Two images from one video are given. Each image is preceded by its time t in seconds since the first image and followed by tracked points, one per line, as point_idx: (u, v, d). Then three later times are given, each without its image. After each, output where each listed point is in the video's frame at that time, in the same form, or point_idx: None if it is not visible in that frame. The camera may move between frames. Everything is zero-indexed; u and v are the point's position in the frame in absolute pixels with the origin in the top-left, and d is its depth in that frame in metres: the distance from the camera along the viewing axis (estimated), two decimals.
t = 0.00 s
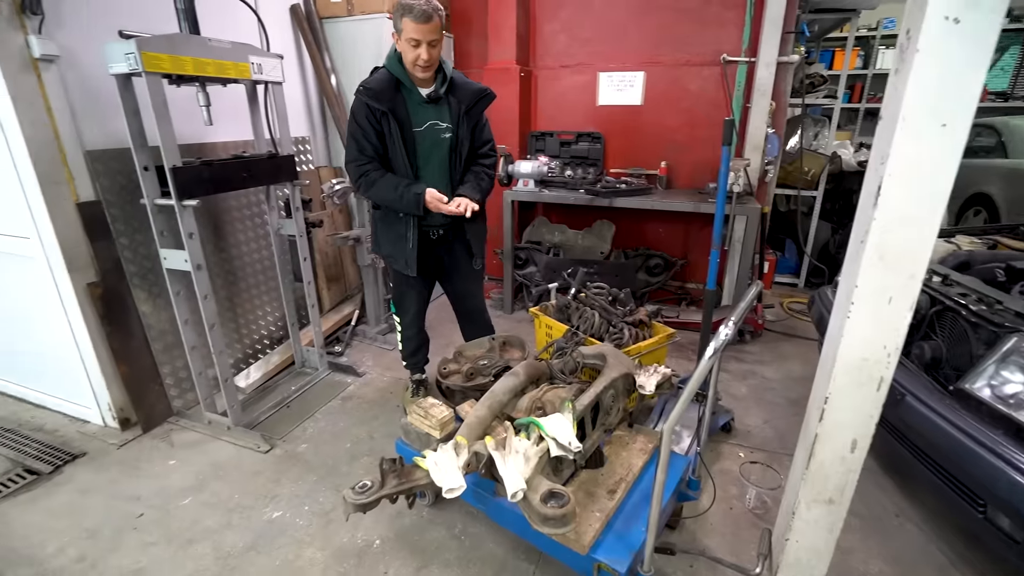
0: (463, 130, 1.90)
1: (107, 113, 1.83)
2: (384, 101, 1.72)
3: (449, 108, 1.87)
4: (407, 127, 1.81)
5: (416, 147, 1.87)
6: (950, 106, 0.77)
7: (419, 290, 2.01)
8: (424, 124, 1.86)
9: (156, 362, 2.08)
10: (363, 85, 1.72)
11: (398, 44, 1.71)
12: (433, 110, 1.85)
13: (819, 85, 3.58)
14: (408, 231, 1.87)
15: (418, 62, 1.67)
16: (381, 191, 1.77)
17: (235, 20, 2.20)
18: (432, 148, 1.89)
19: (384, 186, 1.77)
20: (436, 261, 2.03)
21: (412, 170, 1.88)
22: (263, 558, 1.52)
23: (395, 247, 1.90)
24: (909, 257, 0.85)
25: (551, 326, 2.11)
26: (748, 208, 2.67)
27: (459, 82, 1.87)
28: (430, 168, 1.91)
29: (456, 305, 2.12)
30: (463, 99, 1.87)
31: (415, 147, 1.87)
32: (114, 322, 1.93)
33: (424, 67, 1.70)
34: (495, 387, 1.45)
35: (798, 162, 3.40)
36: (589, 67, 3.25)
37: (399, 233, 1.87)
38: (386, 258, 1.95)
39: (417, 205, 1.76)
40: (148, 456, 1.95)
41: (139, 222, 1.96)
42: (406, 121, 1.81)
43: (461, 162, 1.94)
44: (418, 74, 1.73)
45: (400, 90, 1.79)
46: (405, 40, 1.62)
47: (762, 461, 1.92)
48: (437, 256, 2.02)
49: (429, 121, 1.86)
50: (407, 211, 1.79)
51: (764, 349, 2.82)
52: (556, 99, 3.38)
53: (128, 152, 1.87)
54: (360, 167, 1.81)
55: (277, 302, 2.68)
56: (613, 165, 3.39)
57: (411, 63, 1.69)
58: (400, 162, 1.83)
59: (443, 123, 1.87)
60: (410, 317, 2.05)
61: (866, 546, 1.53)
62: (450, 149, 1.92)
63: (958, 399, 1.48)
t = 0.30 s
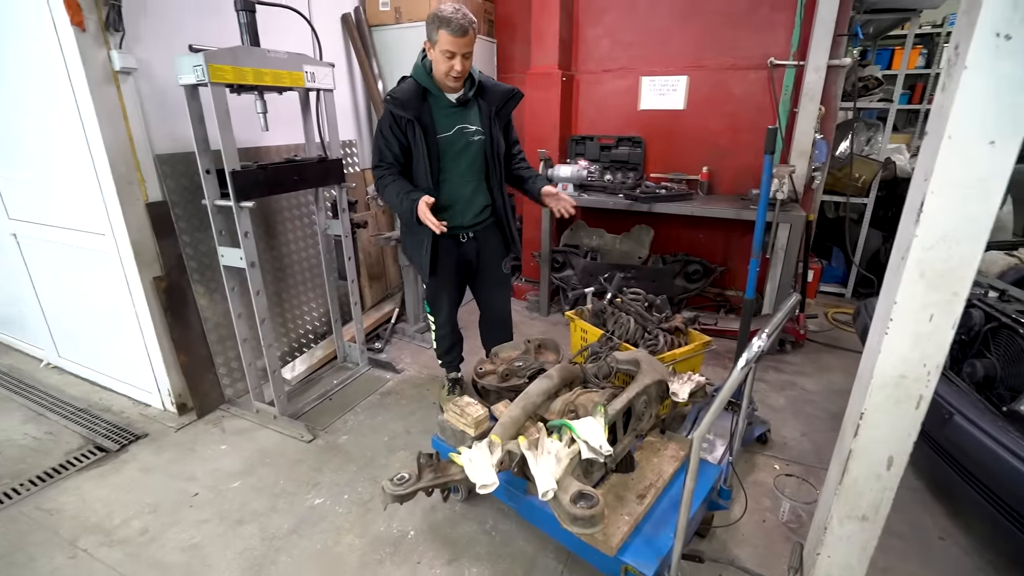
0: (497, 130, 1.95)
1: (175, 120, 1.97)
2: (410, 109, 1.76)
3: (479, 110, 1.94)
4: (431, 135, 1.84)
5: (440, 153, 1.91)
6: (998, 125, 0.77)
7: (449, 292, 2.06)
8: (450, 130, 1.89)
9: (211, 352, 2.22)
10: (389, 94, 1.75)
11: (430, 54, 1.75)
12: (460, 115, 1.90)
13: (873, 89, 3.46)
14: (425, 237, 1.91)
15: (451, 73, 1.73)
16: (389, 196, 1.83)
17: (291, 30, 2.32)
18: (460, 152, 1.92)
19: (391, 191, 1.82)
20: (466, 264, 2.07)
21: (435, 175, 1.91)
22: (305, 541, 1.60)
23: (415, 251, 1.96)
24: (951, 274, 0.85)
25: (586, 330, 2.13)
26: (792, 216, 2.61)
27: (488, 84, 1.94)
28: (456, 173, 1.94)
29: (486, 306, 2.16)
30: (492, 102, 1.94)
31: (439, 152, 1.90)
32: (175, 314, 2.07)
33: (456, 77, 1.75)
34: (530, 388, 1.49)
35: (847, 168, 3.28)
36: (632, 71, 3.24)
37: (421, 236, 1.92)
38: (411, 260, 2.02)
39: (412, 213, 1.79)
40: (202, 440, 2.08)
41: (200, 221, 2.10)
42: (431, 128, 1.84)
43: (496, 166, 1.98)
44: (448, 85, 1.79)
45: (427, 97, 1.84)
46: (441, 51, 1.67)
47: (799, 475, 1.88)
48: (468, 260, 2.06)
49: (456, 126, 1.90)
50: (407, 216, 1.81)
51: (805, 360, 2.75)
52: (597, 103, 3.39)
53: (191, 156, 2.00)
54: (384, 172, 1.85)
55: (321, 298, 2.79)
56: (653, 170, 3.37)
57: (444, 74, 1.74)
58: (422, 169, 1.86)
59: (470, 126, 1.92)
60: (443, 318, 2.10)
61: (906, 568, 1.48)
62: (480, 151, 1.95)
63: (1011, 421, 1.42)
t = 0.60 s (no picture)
0: (511, 142, 2.00)
1: (202, 135, 2.04)
2: (426, 123, 1.80)
3: (491, 124, 1.98)
4: (447, 147, 1.87)
5: (456, 165, 1.94)
6: (1008, 148, 0.78)
7: (466, 303, 2.08)
8: (465, 143, 1.93)
9: (231, 360, 2.27)
10: (406, 110, 1.80)
11: (447, 71, 1.79)
12: (474, 128, 1.93)
13: (891, 101, 3.44)
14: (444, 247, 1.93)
15: (469, 88, 1.76)
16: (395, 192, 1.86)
17: (314, 47, 2.38)
18: (474, 164, 1.96)
19: (399, 191, 1.85)
20: (483, 276, 2.08)
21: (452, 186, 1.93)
22: (319, 549, 1.63)
23: (435, 263, 1.98)
24: (962, 294, 0.86)
25: (599, 342, 2.14)
26: (808, 229, 2.61)
27: (499, 99, 2.00)
28: (472, 185, 1.97)
29: (502, 317, 2.18)
30: (505, 115, 1.99)
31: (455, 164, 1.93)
32: (198, 323, 2.12)
33: (474, 93, 1.78)
34: (543, 401, 1.51)
35: (864, 181, 3.25)
36: (647, 85, 3.26)
37: (439, 248, 1.95)
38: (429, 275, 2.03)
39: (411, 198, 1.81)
40: (220, 446, 2.12)
41: (224, 232, 2.16)
42: (447, 141, 1.87)
43: (510, 176, 2.01)
44: (466, 100, 1.82)
45: (442, 112, 1.88)
46: (461, 68, 1.71)
47: (814, 491, 1.86)
48: (487, 272, 2.07)
49: (470, 139, 1.93)
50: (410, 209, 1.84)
51: (822, 375, 2.72)
52: (612, 116, 3.42)
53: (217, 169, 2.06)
54: (400, 182, 1.85)
55: (338, 307, 2.84)
56: (668, 182, 3.37)
57: (462, 89, 1.77)
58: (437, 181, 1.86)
59: (485, 139, 1.95)
60: (460, 329, 2.12)
61: None
62: (495, 163, 1.98)
63: None
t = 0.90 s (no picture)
0: (514, 174, 2.04)
1: (209, 166, 2.07)
2: (435, 156, 1.83)
3: (495, 156, 2.01)
4: (457, 180, 1.89)
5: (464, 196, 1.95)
6: (1006, 182, 0.79)
7: (473, 333, 2.06)
8: (471, 175, 1.96)
9: (229, 390, 2.25)
10: (415, 143, 1.85)
11: (452, 104, 1.82)
12: (479, 160, 1.97)
13: (886, 133, 3.44)
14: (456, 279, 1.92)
15: (475, 121, 1.80)
16: (422, 240, 1.79)
17: (321, 82, 2.45)
18: (481, 196, 1.98)
19: (426, 241, 1.78)
20: (489, 305, 2.07)
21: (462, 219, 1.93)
22: None
23: (446, 295, 1.96)
24: (968, 327, 0.86)
25: (602, 372, 2.13)
26: (808, 259, 2.62)
27: (502, 132, 2.05)
28: (478, 215, 1.99)
29: (507, 347, 2.15)
30: (507, 147, 2.03)
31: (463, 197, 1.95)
32: (198, 353, 2.11)
33: (479, 125, 1.82)
34: (546, 434, 1.49)
35: (862, 211, 3.26)
36: (646, 117, 3.33)
37: (450, 280, 1.93)
38: (437, 305, 2.01)
39: (451, 257, 1.72)
40: (216, 479, 2.08)
41: (227, 261, 2.16)
42: (456, 174, 1.90)
43: (513, 206, 2.04)
44: (470, 132, 1.85)
45: (448, 145, 1.91)
46: (466, 101, 1.75)
47: (824, 527, 1.82)
48: (493, 301, 2.06)
49: (476, 171, 1.96)
50: (442, 262, 1.76)
51: (827, 406, 2.68)
52: (612, 147, 3.47)
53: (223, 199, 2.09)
54: (414, 219, 1.84)
55: (339, 337, 2.83)
56: (668, 212, 3.40)
57: (468, 123, 1.81)
58: (447, 213, 1.89)
59: (491, 171, 1.98)
60: (465, 357, 2.11)
61: None
62: (499, 194, 2.01)
63: None
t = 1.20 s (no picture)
0: (524, 196, 2.05)
1: (211, 187, 2.06)
2: (451, 175, 1.83)
3: (508, 178, 2.02)
4: (472, 199, 1.89)
5: (478, 216, 1.94)
6: None
7: (480, 353, 2.03)
8: (486, 194, 1.94)
9: (227, 413, 2.19)
10: (432, 161, 1.85)
11: (464, 123, 1.83)
12: (493, 181, 1.95)
13: (889, 153, 3.41)
14: (474, 298, 1.89)
15: (486, 138, 1.79)
16: (451, 258, 1.79)
17: (326, 103, 2.45)
18: (495, 217, 1.96)
19: (455, 256, 1.79)
20: (495, 326, 2.04)
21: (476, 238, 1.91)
22: None
23: (460, 314, 1.91)
24: (1000, 355, 0.88)
25: (608, 398, 2.08)
26: (816, 279, 2.57)
27: (514, 155, 2.05)
28: (490, 236, 1.96)
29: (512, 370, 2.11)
30: (519, 171, 2.05)
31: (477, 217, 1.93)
32: (196, 376, 2.07)
33: (491, 142, 1.81)
34: (554, 461, 1.44)
35: (867, 232, 3.27)
36: (648, 138, 3.34)
37: (466, 299, 1.89)
38: (449, 325, 1.96)
39: (489, 272, 1.76)
40: (212, 507, 2.02)
41: (227, 282, 2.13)
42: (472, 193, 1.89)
43: (523, 228, 2.03)
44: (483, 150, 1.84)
45: (463, 164, 1.90)
46: (477, 118, 1.75)
47: (842, 559, 1.75)
48: (501, 322, 2.03)
49: (490, 191, 1.94)
50: (479, 278, 1.78)
51: (838, 430, 2.62)
52: (614, 168, 3.47)
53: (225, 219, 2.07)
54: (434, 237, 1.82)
55: (339, 358, 2.79)
56: (672, 233, 3.39)
57: (479, 139, 1.80)
58: (462, 232, 1.88)
59: (504, 192, 1.98)
60: (470, 379, 2.06)
61: None
62: (511, 216, 2.00)
63: None
